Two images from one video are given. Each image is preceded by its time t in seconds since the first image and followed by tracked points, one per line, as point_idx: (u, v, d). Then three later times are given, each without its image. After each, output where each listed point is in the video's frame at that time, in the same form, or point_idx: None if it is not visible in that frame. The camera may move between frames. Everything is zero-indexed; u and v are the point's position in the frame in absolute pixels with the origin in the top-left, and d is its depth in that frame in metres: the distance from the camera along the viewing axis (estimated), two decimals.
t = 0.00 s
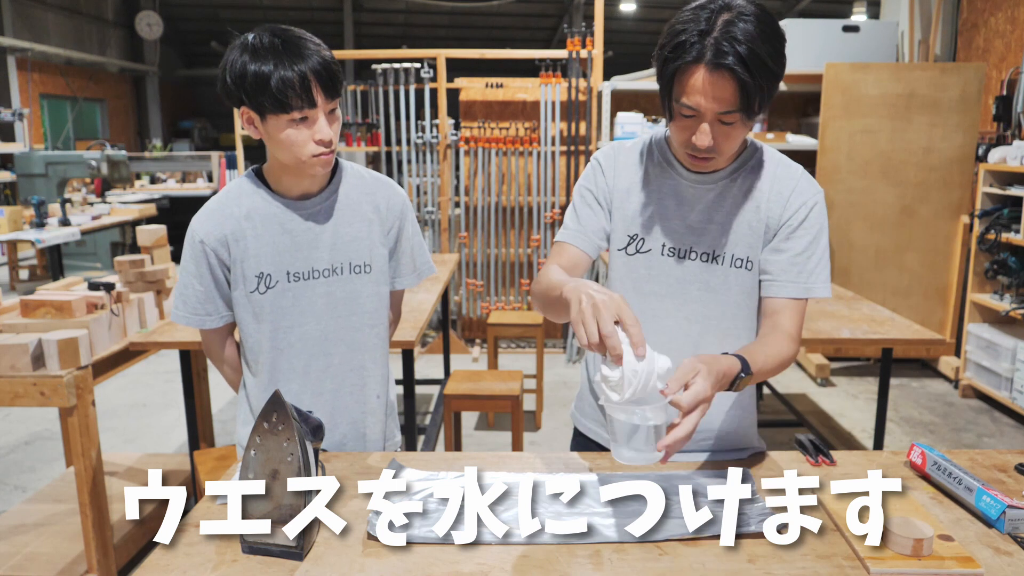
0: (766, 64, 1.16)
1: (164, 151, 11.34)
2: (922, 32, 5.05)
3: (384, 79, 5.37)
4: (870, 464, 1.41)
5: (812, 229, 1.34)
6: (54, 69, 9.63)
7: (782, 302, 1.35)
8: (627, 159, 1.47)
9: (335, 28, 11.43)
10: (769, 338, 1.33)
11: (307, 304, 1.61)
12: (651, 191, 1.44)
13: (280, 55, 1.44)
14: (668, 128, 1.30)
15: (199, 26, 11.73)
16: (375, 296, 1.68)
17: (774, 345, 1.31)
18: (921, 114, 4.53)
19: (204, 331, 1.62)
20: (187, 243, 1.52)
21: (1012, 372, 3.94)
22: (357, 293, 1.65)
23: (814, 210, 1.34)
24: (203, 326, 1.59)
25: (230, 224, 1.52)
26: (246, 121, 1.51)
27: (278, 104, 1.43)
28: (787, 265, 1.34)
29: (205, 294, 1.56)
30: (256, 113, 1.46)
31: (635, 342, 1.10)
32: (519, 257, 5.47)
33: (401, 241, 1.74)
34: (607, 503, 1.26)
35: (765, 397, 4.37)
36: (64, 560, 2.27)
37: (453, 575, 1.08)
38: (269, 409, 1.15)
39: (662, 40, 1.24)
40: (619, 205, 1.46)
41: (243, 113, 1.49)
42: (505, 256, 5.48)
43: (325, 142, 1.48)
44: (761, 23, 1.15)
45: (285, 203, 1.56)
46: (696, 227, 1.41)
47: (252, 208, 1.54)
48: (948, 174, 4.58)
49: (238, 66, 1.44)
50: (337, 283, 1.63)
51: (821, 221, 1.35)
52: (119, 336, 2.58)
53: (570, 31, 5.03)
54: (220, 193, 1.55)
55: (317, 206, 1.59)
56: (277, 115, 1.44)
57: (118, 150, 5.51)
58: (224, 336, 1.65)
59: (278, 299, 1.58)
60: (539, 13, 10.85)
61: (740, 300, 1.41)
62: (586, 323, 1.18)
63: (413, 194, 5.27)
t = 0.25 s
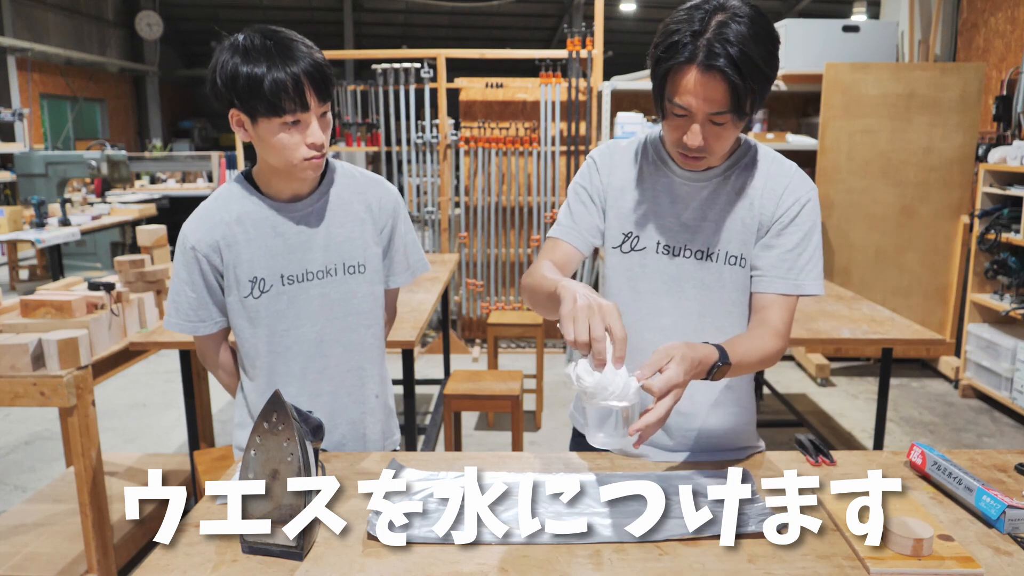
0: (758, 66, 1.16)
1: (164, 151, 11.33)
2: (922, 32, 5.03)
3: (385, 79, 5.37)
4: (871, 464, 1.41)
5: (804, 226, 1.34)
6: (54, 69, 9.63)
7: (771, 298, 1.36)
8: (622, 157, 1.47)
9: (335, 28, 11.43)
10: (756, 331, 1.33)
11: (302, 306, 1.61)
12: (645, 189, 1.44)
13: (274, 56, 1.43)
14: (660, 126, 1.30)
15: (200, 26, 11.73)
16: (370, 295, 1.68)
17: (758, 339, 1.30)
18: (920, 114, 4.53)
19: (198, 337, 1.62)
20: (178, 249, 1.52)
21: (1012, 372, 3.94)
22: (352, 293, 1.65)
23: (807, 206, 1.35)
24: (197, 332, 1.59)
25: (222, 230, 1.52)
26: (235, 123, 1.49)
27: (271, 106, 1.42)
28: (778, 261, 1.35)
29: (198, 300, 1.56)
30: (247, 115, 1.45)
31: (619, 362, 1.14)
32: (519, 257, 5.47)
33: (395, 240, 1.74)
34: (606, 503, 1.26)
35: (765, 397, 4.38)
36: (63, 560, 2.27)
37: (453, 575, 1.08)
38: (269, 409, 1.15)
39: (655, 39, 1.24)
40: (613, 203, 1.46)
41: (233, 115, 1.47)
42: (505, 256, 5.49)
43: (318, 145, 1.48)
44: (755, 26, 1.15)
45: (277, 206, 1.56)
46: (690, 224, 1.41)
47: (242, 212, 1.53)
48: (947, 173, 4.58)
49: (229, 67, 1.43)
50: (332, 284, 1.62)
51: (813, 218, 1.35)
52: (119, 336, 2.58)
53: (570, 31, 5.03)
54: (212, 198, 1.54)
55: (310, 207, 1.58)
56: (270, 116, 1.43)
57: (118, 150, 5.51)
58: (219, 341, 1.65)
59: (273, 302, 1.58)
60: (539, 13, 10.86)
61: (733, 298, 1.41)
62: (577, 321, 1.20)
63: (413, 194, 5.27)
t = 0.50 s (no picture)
0: (753, 68, 1.16)
1: (164, 151, 11.33)
2: (922, 32, 5.03)
3: (385, 79, 5.36)
4: (871, 464, 1.41)
5: (801, 225, 1.35)
6: (54, 69, 9.63)
7: (769, 297, 1.35)
8: (620, 156, 1.47)
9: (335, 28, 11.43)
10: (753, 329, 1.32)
11: (300, 308, 1.60)
12: (643, 187, 1.44)
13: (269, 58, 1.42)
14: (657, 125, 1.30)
15: (200, 25, 11.73)
16: (368, 294, 1.68)
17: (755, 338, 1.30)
18: (920, 114, 4.53)
19: (195, 343, 1.61)
20: (174, 255, 1.51)
21: (1012, 372, 3.94)
22: (350, 293, 1.65)
23: (803, 204, 1.35)
24: (195, 338, 1.58)
25: (219, 234, 1.52)
26: (230, 124, 1.48)
27: (265, 111, 1.41)
28: (776, 259, 1.35)
29: (195, 306, 1.55)
30: (241, 118, 1.44)
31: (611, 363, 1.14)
32: (518, 257, 5.47)
33: (391, 239, 1.74)
34: (606, 503, 1.26)
35: (764, 397, 4.38)
36: (63, 560, 2.27)
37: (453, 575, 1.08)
38: (268, 409, 1.15)
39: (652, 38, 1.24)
40: (611, 202, 1.46)
41: (227, 116, 1.47)
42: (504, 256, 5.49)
43: (313, 147, 1.47)
44: (750, 27, 1.15)
45: (272, 209, 1.56)
46: (688, 223, 1.41)
47: (238, 216, 1.53)
48: (946, 173, 4.58)
49: (223, 68, 1.41)
50: (330, 285, 1.62)
51: (810, 216, 1.35)
52: (119, 336, 2.58)
53: (570, 31, 5.03)
54: (207, 202, 1.54)
55: (306, 208, 1.58)
56: (264, 120, 1.42)
57: (118, 150, 5.51)
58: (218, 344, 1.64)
59: (271, 306, 1.58)
60: (539, 13, 10.85)
61: (731, 297, 1.41)
62: (569, 318, 1.20)
63: (413, 194, 5.28)
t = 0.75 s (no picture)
0: (752, 69, 1.16)
1: (164, 151, 11.33)
2: (922, 32, 5.03)
3: (385, 79, 5.36)
4: (871, 464, 1.41)
5: (801, 225, 1.34)
6: (54, 69, 9.63)
7: (769, 296, 1.35)
8: (620, 155, 1.47)
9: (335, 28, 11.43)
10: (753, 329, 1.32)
11: (300, 309, 1.60)
12: (643, 187, 1.44)
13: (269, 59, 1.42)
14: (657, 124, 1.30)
15: (200, 25, 11.73)
16: (368, 295, 1.68)
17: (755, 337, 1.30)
18: (920, 114, 4.53)
19: (195, 344, 1.61)
20: (174, 256, 1.51)
21: (1012, 372, 3.94)
22: (350, 294, 1.65)
23: (804, 204, 1.35)
24: (196, 339, 1.58)
25: (218, 236, 1.52)
26: (230, 124, 1.48)
27: (265, 113, 1.41)
28: (776, 259, 1.35)
29: (195, 307, 1.55)
30: (241, 119, 1.44)
31: (608, 357, 1.14)
32: (518, 257, 5.47)
33: (390, 239, 1.74)
34: (607, 504, 1.26)
35: (764, 397, 4.38)
36: (63, 560, 2.27)
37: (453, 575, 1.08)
38: (268, 409, 1.15)
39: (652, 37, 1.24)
40: (611, 201, 1.46)
41: (228, 116, 1.47)
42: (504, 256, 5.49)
43: (313, 149, 1.47)
44: (750, 29, 1.15)
45: (271, 210, 1.56)
46: (688, 222, 1.41)
47: (238, 217, 1.53)
48: (946, 173, 4.58)
49: (224, 69, 1.41)
50: (330, 286, 1.62)
51: (811, 216, 1.35)
52: (119, 336, 2.58)
53: (570, 31, 5.03)
54: (207, 202, 1.54)
55: (306, 208, 1.58)
56: (264, 122, 1.42)
57: (118, 150, 5.52)
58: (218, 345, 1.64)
59: (271, 307, 1.58)
60: (539, 13, 10.86)
61: (731, 296, 1.41)
62: (565, 315, 1.21)
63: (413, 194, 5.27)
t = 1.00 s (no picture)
0: (753, 70, 1.16)
1: (164, 151, 11.33)
2: (922, 32, 5.03)
3: (385, 79, 5.36)
4: (871, 464, 1.41)
5: (801, 225, 1.34)
6: (54, 69, 9.63)
7: (770, 296, 1.35)
8: (620, 155, 1.47)
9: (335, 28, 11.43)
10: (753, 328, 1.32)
11: (301, 309, 1.60)
12: (644, 187, 1.44)
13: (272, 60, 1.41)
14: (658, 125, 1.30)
15: (200, 25, 11.73)
16: (368, 296, 1.68)
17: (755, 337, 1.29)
18: (920, 114, 4.53)
19: (195, 343, 1.61)
20: (175, 255, 1.51)
21: (1012, 372, 3.94)
22: (351, 295, 1.65)
23: (805, 204, 1.35)
24: (196, 338, 1.58)
25: (219, 235, 1.52)
26: (233, 124, 1.48)
27: (269, 114, 1.41)
28: (777, 259, 1.35)
29: (195, 306, 1.55)
30: (244, 120, 1.44)
31: (607, 361, 1.14)
32: (518, 257, 5.46)
33: (391, 240, 1.74)
34: (607, 504, 1.26)
35: (764, 397, 4.38)
36: (63, 560, 2.27)
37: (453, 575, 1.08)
38: (268, 409, 1.15)
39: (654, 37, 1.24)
40: (611, 202, 1.46)
41: (231, 117, 1.47)
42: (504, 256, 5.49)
43: (316, 152, 1.47)
44: (752, 29, 1.15)
45: (272, 210, 1.55)
46: (688, 222, 1.41)
47: (239, 217, 1.53)
48: (946, 173, 4.58)
49: (228, 69, 1.41)
50: (330, 286, 1.62)
51: (811, 216, 1.35)
52: (119, 336, 2.58)
53: (570, 31, 5.03)
54: (208, 201, 1.54)
55: (307, 209, 1.58)
56: (268, 123, 1.42)
57: (118, 150, 5.52)
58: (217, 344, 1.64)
59: (271, 307, 1.58)
60: (539, 13, 10.85)
61: (731, 296, 1.41)
62: (566, 317, 1.21)
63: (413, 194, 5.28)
